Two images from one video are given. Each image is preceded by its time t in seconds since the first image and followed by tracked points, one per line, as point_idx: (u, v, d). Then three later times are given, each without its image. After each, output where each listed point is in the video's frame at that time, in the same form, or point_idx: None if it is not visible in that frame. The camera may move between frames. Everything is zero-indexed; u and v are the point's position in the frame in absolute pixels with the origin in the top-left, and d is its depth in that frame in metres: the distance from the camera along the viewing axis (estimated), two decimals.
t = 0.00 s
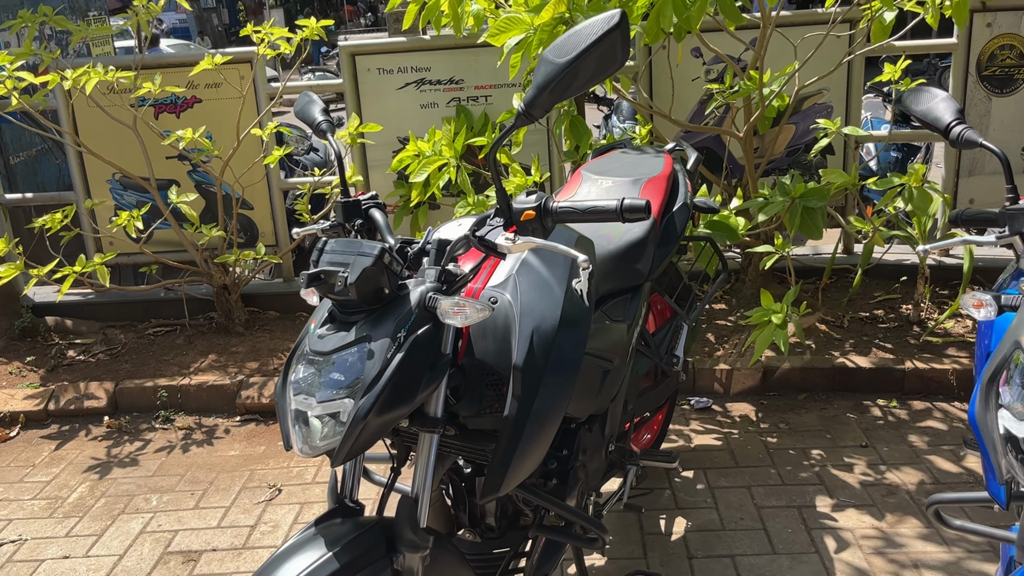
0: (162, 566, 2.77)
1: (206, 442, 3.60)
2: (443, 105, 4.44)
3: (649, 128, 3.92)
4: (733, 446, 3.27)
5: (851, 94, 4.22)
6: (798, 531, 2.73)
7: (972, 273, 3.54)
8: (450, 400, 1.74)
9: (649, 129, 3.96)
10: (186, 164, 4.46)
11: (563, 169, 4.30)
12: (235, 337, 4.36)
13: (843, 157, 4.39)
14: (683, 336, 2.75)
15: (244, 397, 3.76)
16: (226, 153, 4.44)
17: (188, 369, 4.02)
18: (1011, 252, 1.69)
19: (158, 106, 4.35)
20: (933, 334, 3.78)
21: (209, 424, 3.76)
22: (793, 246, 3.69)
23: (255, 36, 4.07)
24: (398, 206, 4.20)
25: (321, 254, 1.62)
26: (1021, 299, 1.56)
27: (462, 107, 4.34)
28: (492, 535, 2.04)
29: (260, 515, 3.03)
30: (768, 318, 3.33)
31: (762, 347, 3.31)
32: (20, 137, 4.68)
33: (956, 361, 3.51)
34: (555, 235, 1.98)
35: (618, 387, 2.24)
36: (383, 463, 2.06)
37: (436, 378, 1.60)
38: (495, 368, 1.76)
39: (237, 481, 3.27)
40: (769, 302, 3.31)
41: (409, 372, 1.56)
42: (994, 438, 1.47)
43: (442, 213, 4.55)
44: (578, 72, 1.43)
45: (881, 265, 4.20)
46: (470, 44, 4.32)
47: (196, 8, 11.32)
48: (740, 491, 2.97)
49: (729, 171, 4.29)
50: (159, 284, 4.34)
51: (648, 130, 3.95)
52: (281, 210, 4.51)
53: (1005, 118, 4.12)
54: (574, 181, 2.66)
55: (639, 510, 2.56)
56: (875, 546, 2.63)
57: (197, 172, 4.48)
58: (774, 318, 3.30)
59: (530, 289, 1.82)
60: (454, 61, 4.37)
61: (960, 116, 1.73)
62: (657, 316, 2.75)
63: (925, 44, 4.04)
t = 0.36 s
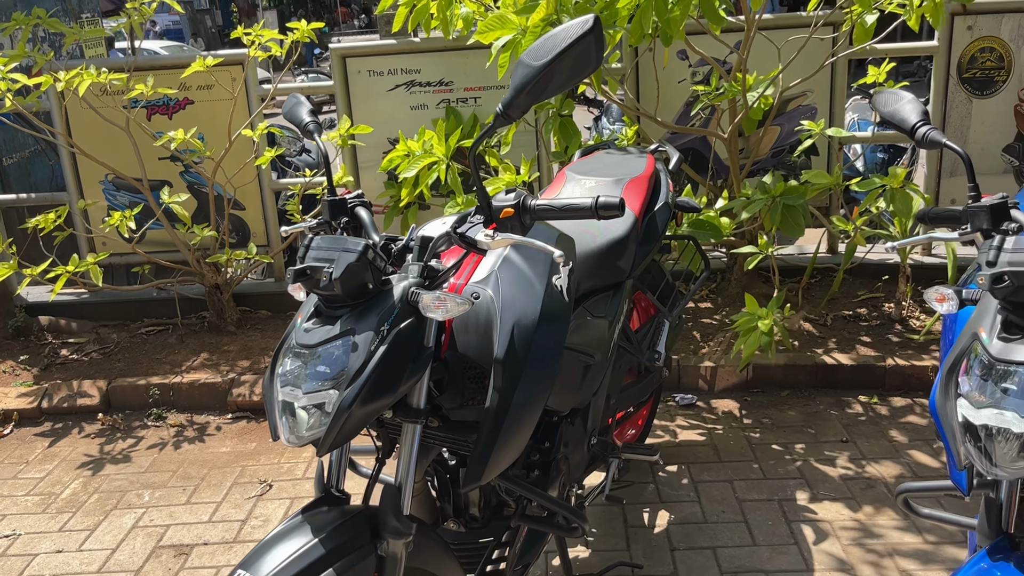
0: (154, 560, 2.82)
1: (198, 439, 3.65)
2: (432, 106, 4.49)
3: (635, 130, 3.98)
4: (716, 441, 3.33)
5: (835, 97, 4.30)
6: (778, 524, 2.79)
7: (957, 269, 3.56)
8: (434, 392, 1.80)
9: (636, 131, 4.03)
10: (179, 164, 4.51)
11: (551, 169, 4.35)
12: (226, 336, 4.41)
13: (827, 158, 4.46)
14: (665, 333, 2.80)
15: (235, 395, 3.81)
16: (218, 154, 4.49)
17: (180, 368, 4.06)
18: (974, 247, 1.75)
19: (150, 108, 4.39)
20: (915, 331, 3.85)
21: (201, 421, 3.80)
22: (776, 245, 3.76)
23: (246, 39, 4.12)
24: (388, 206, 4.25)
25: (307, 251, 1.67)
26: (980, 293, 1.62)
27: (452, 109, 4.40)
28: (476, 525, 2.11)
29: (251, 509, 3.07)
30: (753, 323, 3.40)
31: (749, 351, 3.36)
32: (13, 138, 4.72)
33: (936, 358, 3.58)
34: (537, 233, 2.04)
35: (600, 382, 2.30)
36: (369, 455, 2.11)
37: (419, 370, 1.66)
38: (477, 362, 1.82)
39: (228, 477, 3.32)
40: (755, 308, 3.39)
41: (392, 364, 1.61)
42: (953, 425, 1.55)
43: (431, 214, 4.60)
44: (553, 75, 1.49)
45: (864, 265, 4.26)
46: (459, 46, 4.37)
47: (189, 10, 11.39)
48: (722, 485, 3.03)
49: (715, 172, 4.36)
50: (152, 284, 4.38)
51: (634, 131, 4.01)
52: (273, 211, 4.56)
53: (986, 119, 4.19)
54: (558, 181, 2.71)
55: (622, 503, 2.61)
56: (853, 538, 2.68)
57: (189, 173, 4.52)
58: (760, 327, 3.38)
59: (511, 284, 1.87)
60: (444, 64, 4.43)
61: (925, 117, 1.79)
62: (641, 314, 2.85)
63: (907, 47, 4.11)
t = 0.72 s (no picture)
0: (151, 559, 2.84)
1: (193, 441, 3.68)
2: (426, 111, 4.53)
3: (627, 134, 4.03)
4: (707, 441, 3.37)
5: (824, 102, 4.36)
6: (767, 522, 2.82)
7: (945, 268, 3.59)
8: (427, 390, 1.83)
9: (628, 135, 4.07)
10: (174, 168, 4.54)
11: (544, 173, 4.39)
12: (222, 338, 4.43)
13: (817, 161, 4.51)
14: (655, 333, 2.84)
15: (231, 397, 3.84)
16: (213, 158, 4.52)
17: (176, 370, 4.09)
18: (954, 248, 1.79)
19: (146, 112, 4.42)
20: (903, 332, 3.89)
21: (196, 423, 3.83)
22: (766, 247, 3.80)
23: (241, 44, 4.15)
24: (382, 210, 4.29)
25: (302, 252, 1.71)
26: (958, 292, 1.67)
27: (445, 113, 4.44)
28: (469, 522, 2.13)
29: (246, 510, 3.10)
30: (750, 320, 3.40)
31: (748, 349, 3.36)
32: (8, 142, 4.74)
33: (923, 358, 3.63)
34: (527, 234, 2.08)
35: (591, 381, 2.34)
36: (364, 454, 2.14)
37: (412, 368, 1.69)
38: (470, 361, 1.85)
39: (224, 478, 3.35)
40: (751, 304, 3.38)
41: (386, 362, 1.64)
42: (933, 421, 1.58)
43: (425, 216, 4.64)
44: (543, 80, 1.53)
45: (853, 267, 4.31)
46: (452, 51, 4.42)
47: (184, 15, 11.41)
48: (712, 484, 3.07)
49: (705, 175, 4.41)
50: (147, 287, 4.41)
51: (626, 135, 4.05)
52: (268, 214, 4.59)
53: (972, 123, 4.25)
54: (549, 184, 2.76)
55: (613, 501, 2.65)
56: (841, 534, 2.72)
57: (184, 176, 4.56)
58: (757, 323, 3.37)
59: (502, 284, 1.91)
60: (437, 69, 4.47)
61: (907, 120, 1.83)
62: (631, 315, 2.87)
63: (894, 52, 4.17)
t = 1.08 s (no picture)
0: (144, 569, 2.83)
1: (188, 449, 3.66)
2: (421, 118, 4.53)
3: (621, 141, 4.03)
4: (703, 448, 3.36)
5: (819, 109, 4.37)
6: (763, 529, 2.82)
7: (942, 276, 3.57)
8: (420, 400, 1.83)
9: (622, 142, 4.08)
10: (169, 176, 4.54)
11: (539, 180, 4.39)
12: (217, 346, 4.42)
13: (811, 168, 4.51)
14: (649, 342, 2.83)
15: (225, 405, 3.83)
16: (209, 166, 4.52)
17: (171, 379, 4.08)
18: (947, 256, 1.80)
19: (141, 120, 4.42)
20: (898, 339, 3.90)
21: (191, 431, 3.82)
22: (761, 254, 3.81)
23: (236, 51, 4.16)
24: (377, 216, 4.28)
25: (295, 261, 1.70)
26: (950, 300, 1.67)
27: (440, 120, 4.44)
28: (463, 531, 2.12)
29: (241, 518, 3.09)
30: (744, 330, 3.36)
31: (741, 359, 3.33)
32: (3, 149, 4.73)
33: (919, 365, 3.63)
34: (521, 243, 2.08)
35: (585, 389, 2.34)
36: (358, 463, 2.14)
37: (406, 379, 1.69)
38: (463, 370, 1.86)
39: (219, 487, 3.34)
40: (745, 313, 3.35)
41: (379, 372, 1.64)
42: (925, 430, 1.58)
43: (420, 223, 4.64)
44: (536, 90, 1.53)
45: (849, 273, 4.32)
46: (448, 59, 4.42)
47: (180, 22, 11.42)
48: (708, 491, 3.06)
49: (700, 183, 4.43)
50: (142, 295, 4.40)
51: (621, 142, 4.06)
52: (263, 221, 4.59)
53: (966, 130, 4.26)
54: (544, 192, 2.76)
55: (608, 509, 2.65)
56: (836, 542, 2.72)
57: (180, 184, 4.55)
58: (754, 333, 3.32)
59: (496, 293, 1.91)
60: (432, 76, 4.47)
61: (899, 129, 1.83)
62: (626, 322, 2.86)
63: (888, 60, 4.18)
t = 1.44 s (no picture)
0: None
1: (191, 462, 3.62)
2: (425, 127, 4.51)
3: (627, 149, 4.01)
4: (712, 460, 3.33)
5: (824, 116, 4.35)
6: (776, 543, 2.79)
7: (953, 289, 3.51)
8: (434, 415, 1.79)
9: (627, 151, 4.05)
10: (171, 186, 4.51)
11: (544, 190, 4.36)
12: (219, 357, 4.39)
13: (817, 176, 4.49)
14: (661, 352, 2.82)
15: (229, 417, 3.79)
16: (211, 176, 4.48)
17: (173, 390, 4.04)
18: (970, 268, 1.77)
19: (142, 129, 4.39)
20: (907, 348, 3.87)
21: (194, 444, 3.77)
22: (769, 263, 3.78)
23: (239, 60, 4.13)
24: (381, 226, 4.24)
25: (307, 275, 1.67)
26: (977, 313, 1.64)
27: (444, 129, 4.42)
28: (476, 548, 2.09)
29: (246, 533, 3.05)
30: (756, 339, 3.35)
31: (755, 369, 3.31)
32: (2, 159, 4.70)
33: (929, 375, 3.60)
34: (535, 254, 2.05)
35: (598, 402, 2.31)
36: (369, 480, 2.10)
37: (421, 395, 1.66)
38: (478, 385, 1.82)
39: (223, 501, 3.29)
40: (757, 323, 3.34)
41: (394, 388, 1.61)
42: (954, 446, 1.55)
43: (424, 233, 4.61)
44: (554, 100, 1.50)
45: (856, 281, 4.29)
46: (452, 68, 4.40)
47: (178, 31, 11.40)
48: (719, 504, 3.03)
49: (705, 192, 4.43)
50: (143, 306, 4.36)
51: (626, 151, 4.04)
52: (265, 231, 4.56)
53: (972, 138, 4.25)
54: (553, 202, 2.73)
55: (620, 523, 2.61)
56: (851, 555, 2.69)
57: (181, 194, 4.52)
58: (766, 342, 3.31)
59: (510, 307, 1.88)
60: (435, 85, 4.44)
61: (919, 137, 1.81)
62: (636, 333, 2.82)
63: (893, 67, 4.16)
